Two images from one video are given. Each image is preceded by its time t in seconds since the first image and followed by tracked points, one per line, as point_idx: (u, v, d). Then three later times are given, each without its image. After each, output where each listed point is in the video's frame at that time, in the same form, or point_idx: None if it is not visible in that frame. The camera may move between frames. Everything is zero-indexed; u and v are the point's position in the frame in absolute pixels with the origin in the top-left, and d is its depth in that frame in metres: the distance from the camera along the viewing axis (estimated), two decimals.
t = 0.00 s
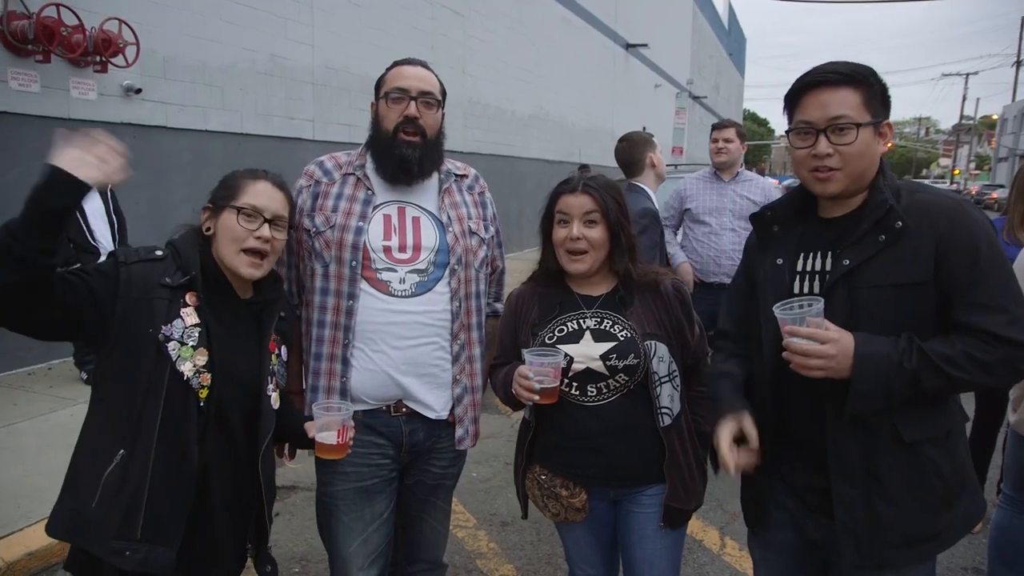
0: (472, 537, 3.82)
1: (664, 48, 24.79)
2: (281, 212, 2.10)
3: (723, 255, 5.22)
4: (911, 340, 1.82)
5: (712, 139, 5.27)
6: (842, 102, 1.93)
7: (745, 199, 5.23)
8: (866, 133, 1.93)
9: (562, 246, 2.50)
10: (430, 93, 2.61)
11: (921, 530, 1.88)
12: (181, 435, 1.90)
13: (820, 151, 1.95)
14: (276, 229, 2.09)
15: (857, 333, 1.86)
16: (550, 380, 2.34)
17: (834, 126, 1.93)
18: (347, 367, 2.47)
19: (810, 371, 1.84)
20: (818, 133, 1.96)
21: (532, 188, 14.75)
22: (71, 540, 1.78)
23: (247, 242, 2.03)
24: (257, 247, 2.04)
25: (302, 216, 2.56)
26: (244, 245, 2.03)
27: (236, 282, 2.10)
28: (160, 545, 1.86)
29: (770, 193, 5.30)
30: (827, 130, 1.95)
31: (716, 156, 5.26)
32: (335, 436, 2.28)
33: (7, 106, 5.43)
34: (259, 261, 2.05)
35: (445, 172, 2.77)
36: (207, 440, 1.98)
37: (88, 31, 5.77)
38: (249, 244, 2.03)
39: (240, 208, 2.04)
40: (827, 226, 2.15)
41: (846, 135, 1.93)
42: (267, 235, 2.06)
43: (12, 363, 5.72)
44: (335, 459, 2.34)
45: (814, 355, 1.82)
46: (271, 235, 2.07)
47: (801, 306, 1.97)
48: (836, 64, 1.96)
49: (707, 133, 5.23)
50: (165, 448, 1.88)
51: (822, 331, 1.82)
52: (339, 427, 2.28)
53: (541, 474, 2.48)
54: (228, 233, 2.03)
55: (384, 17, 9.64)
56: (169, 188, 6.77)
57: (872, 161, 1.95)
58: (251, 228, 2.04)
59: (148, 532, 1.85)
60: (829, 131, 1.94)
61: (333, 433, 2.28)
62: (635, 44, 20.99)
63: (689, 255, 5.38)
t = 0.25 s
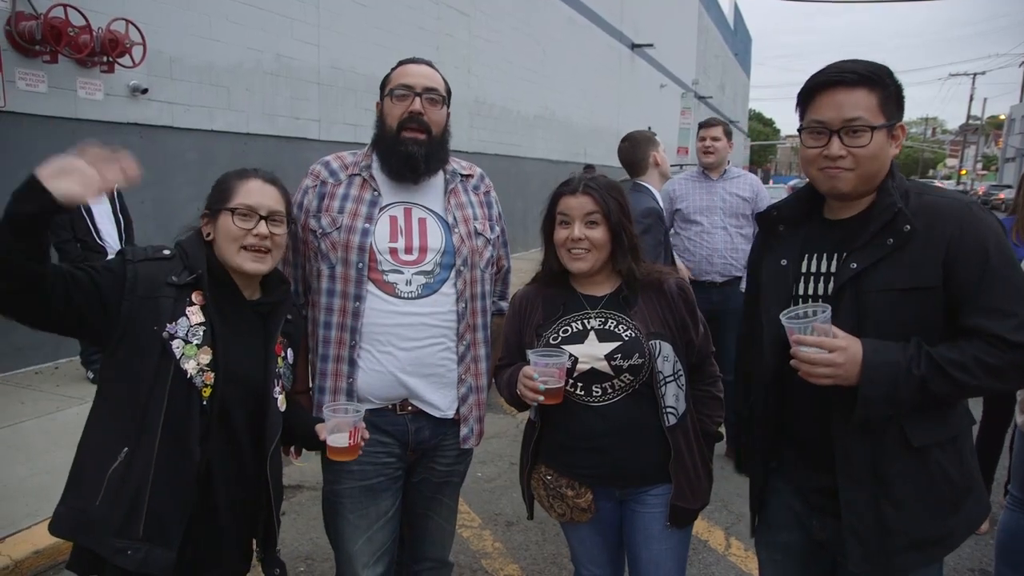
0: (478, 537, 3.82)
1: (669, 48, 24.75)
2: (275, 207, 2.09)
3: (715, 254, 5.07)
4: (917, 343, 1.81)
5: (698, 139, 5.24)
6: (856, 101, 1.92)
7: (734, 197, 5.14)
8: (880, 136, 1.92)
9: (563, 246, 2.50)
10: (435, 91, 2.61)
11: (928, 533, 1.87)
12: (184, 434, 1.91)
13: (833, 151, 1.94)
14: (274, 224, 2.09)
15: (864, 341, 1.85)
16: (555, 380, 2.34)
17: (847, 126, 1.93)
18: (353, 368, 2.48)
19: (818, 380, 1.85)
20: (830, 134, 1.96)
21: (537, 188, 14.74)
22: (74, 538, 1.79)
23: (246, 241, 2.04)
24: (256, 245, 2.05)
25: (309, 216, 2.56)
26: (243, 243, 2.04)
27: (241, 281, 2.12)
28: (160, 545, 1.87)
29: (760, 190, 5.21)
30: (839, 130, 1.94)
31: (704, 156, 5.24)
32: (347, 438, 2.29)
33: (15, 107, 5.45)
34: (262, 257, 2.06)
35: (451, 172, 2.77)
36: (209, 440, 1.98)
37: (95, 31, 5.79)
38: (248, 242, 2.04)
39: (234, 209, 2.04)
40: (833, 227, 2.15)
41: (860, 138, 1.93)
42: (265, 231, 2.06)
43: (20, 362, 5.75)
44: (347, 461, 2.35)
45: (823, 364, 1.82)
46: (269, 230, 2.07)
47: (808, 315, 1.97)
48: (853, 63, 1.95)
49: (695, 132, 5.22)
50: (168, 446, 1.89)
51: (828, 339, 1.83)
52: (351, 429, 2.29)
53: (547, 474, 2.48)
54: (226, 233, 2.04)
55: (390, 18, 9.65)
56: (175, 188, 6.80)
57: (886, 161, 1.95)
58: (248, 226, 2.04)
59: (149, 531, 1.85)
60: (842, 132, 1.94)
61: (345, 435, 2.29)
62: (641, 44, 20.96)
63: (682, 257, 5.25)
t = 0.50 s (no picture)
0: (480, 537, 3.83)
1: (671, 49, 24.75)
2: (280, 218, 2.09)
3: (707, 254, 5.01)
4: (915, 345, 1.81)
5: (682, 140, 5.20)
6: (855, 102, 1.92)
7: (721, 197, 5.11)
8: (879, 135, 1.92)
9: (560, 247, 2.50)
10: (436, 92, 2.61)
11: (932, 535, 1.87)
12: (186, 435, 1.90)
13: (831, 152, 1.94)
14: (276, 235, 2.08)
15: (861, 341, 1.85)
16: (556, 381, 2.34)
17: (846, 127, 1.92)
18: (358, 369, 2.48)
19: (813, 380, 1.86)
20: (829, 134, 1.96)
21: (539, 188, 14.75)
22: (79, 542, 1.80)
23: (248, 248, 2.03)
24: (257, 253, 2.04)
25: (311, 218, 2.57)
26: (244, 249, 2.03)
27: (240, 283, 2.11)
28: (168, 545, 1.87)
29: (747, 189, 5.17)
30: (839, 131, 1.94)
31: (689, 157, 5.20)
32: (348, 441, 2.28)
33: (18, 106, 5.46)
34: (261, 265, 2.05)
35: (453, 173, 2.77)
36: (212, 440, 1.98)
37: (98, 31, 5.80)
38: (248, 250, 2.03)
39: (240, 216, 2.03)
40: (836, 228, 2.14)
41: (858, 138, 1.92)
42: (267, 242, 2.05)
43: (22, 361, 5.76)
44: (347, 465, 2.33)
45: (817, 364, 1.83)
46: (271, 241, 2.06)
47: (806, 315, 1.97)
48: (853, 64, 1.95)
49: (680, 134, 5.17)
50: (170, 447, 1.89)
51: (824, 339, 1.83)
52: (351, 432, 2.28)
53: (548, 474, 2.48)
54: (228, 238, 2.03)
55: (392, 18, 9.65)
56: (177, 188, 6.80)
57: (886, 162, 1.94)
58: (250, 235, 2.04)
59: (155, 533, 1.86)
60: (841, 133, 1.94)
61: (346, 439, 2.28)
62: (643, 44, 20.95)
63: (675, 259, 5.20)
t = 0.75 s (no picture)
0: (481, 538, 3.83)
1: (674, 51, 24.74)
2: (276, 216, 2.09)
3: (698, 259, 5.04)
4: (914, 348, 1.81)
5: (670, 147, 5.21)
6: (855, 106, 1.92)
7: (712, 200, 5.11)
8: (879, 138, 1.92)
9: (561, 250, 2.50)
10: (440, 95, 2.62)
11: (934, 538, 1.87)
12: (189, 432, 1.91)
13: (831, 155, 1.95)
14: (273, 233, 2.09)
15: (860, 342, 1.86)
16: (557, 383, 2.34)
17: (846, 131, 1.93)
18: (363, 372, 2.49)
19: (812, 380, 1.86)
20: (829, 138, 1.96)
21: (541, 190, 14.75)
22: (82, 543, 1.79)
23: (243, 246, 2.04)
24: (253, 252, 2.05)
25: (316, 223, 2.57)
26: (240, 248, 2.04)
27: (237, 280, 2.12)
28: (172, 543, 1.88)
29: (738, 192, 5.17)
30: (838, 135, 1.94)
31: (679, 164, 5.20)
32: (353, 442, 2.28)
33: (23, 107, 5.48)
34: (257, 263, 2.06)
35: (457, 176, 2.77)
36: (215, 437, 1.99)
37: (103, 32, 5.82)
38: (244, 248, 2.04)
39: (235, 215, 2.04)
40: (840, 231, 2.14)
41: (857, 141, 1.92)
42: (263, 240, 2.06)
43: (25, 361, 5.78)
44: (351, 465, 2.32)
45: (815, 365, 1.84)
46: (267, 240, 2.07)
47: (804, 316, 1.98)
48: (852, 68, 1.95)
49: (666, 142, 5.18)
50: (173, 446, 1.89)
51: (823, 340, 1.84)
52: (356, 433, 2.28)
53: (550, 476, 2.48)
54: (223, 236, 2.03)
55: (396, 19, 9.67)
56: (180, 188, 6.82)
57: (886, 165, 1.94)
58: (246, 233, 2.04)
59: (160, 531, 1.86)
60: (840, 136, 1.94)
61: (351, 439, 2.27)
62: (646, 46, 20.94)
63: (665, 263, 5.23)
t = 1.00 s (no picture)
0: (485, 540, 3.83)
1: (677, 53, 24.73)
2: (276, 217, 2.09)
3: (693, 261, 5.06)
4: (919, 349, 1.81)
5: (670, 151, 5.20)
6: (858, 109, 1.92)
7: (710, 202, 5.10)
8: (883, 141, 1.92)
9: (565, 252, 2.50)
10: (444, 98, 2.61)
11: (939, 540, 1.86)
12: (193, 433, 1.92)
13: (835, 157, 1.95)
14: (272, 234, 2.09)
15: (865, 344, 1.86)
16: (561, 386, 2.34)
17: (850, 133, 1.92)
18: (369, 374, 2.50)
19: (817, 383, 1.85)
20: (833, 141, 1.96)
21: (545, 192, 14.75)
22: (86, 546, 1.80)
23: (242, 247, 2.04)
24: (252, 252, 2.05)
25: (324, 226, 2.59)
26: (239, 248, 2.04)
27: (237, 281, 2.12)
28: (176, 545, 1.89)
29: (736, 194, 5.15)
30: (842, 138, 1.94)
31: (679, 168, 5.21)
32: (352, 440, 2.29)
33: (28, 109, 5.50)
34: (256, 264, 2.06)
35: (463, 179, 2.78)
36: (220, 436, 2.00)
37: (108, 34, 5.85)
38: (243, 249, 2.04)
39: (235, 215, 2.04)
40: (844, 233, 2.13)
41: (861, 143, 1.92)
42: (262, 241, 2.06)
43: (30, 362, 5.80)
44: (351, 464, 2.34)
45: (821, 367, 1.83)
46: (266, 240, 2.07)
47: (809, 319, 1.97)
48: (855, 72, 1.95)
49: (665, 146, 5.17)
50: (177, 448, 1.90)
51: (830, 342, 1.83)
52: (355, 431, 2.30)
53: (554, 478, 2.48)
54: (223, 237, 2.04)
55: (400, 21, 9.68)
56: (185, 190, 6.84)
57: (890, 167, 1.94)
58: (246, 234, 2.04)
59: (163, 533, 1.87)
60: (845, 138, 1.94)
61: (349, 437, 2.29)
62: (649, 48, 20.94)
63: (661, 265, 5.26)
